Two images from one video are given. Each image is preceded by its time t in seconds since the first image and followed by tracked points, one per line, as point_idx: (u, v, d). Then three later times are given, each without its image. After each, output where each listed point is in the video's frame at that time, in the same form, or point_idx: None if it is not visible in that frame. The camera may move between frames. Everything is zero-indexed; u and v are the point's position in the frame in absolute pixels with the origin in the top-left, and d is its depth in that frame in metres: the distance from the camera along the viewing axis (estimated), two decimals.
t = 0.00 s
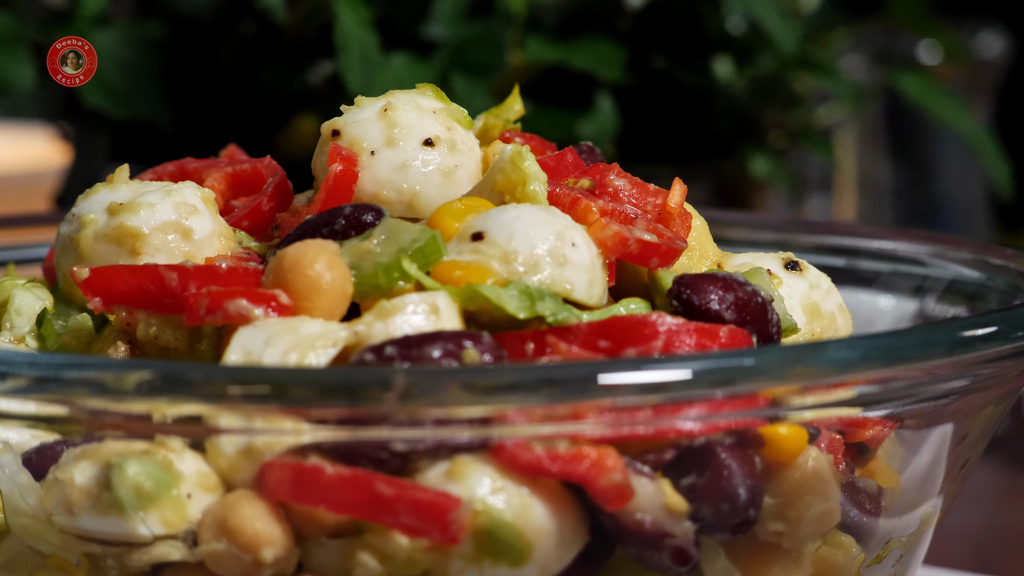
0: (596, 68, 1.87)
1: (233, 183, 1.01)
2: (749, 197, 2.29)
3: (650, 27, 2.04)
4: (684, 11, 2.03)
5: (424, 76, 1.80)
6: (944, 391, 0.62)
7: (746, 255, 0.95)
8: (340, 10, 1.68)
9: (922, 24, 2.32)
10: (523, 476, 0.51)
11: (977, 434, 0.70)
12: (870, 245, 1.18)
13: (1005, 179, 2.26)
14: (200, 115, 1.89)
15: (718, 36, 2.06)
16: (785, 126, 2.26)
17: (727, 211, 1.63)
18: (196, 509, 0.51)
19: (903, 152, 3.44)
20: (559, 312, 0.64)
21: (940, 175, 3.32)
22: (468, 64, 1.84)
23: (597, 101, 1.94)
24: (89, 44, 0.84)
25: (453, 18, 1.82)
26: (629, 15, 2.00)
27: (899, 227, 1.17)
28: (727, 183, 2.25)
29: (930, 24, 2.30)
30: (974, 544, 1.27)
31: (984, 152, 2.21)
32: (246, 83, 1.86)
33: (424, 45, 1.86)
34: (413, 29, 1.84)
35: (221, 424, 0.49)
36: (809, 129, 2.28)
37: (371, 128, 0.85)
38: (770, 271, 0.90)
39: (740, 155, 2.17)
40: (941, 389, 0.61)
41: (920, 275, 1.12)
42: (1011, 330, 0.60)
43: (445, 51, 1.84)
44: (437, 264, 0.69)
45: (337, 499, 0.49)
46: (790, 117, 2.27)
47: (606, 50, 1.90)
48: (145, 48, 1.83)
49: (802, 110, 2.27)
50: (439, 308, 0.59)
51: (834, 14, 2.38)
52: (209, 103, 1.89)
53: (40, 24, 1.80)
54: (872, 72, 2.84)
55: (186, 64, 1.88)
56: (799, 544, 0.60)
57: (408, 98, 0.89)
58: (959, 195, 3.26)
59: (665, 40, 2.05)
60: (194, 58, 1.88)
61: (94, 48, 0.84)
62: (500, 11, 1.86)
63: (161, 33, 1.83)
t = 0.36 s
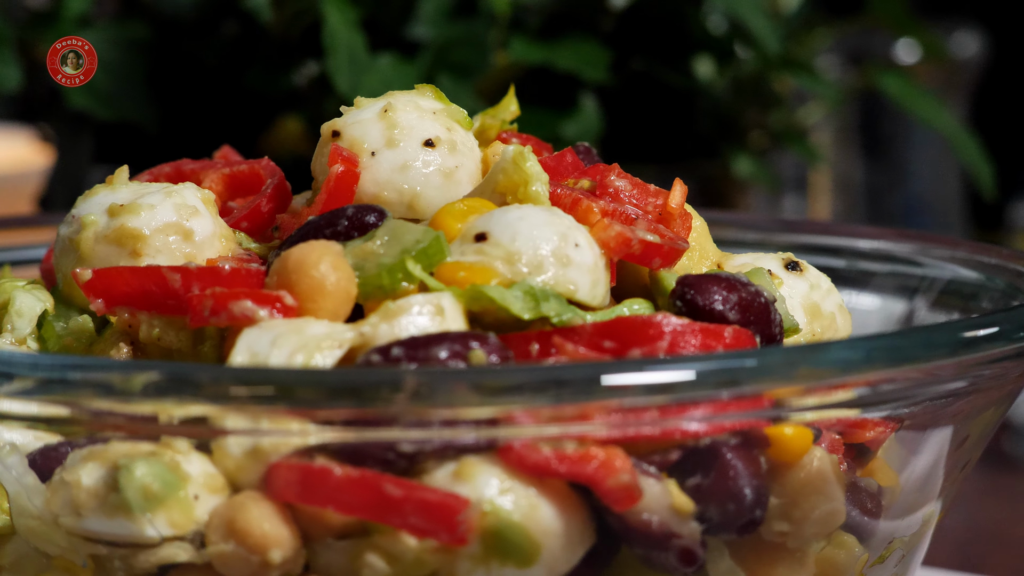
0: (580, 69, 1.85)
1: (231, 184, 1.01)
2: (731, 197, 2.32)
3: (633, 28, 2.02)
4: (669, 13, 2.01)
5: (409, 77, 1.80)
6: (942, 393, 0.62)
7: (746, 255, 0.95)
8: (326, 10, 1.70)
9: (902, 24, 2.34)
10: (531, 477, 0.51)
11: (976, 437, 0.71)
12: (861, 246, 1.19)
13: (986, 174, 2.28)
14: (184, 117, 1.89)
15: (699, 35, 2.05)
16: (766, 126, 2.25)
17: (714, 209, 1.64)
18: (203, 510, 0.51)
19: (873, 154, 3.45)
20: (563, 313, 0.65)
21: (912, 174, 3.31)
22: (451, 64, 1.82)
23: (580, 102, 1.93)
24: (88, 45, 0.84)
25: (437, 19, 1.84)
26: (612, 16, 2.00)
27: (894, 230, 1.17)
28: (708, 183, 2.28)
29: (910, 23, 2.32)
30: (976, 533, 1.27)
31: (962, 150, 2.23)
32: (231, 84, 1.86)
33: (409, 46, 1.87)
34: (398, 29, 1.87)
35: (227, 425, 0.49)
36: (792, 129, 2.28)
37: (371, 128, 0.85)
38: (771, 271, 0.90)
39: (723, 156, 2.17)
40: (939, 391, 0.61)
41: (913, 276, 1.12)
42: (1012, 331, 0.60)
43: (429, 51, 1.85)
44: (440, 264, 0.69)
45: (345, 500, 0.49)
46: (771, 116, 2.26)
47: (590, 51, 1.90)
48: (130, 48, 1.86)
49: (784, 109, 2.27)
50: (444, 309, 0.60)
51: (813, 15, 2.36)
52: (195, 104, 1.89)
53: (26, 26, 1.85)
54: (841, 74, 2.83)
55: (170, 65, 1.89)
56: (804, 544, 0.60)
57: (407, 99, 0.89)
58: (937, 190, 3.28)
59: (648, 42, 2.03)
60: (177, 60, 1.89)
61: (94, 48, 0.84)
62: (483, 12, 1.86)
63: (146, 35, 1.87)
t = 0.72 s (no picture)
0: (568, 70, 1.83)
1: (231, 185, 1.01)
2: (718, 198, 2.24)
3: (621, 28, 2.03)
4: (656, 14, 2.03)
5: (399, 77, 1.80)
6: (946, 395, 0.61)
7: (749, 256, 0.94)
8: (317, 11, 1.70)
9: (884, 24, 2.35)
10: (542, 477, 0.51)
11: (980, 439, 0.70)
12: (853, 244, 1.20)
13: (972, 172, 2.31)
14: (172, 117, 1.89)
15: (685, 34, 2.06)
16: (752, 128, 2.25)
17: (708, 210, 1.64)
18: (213, 512, 0.51)
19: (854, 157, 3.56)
20: (571, 313, 0.64)
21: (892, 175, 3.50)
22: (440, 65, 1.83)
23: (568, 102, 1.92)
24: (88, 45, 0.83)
25: (426, 21, 1.84)
26: (599, 16, 2.01)
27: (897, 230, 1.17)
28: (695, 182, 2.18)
29: (892, 23, 2.33)
30: (979, 527, 1.27)
31: (948, 150, 2.25)
32: (222, 84, 1.87)
33: (397, 46, 1.87)
34: (386, 29, 1.86)
35: (236, 427, 0.49)
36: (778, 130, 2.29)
37: (374, 129, 0.85)
38: (775, 271, 0.90)
39: (711, 157, 2.14)
40: (943, 392, 0.61)
41: (910, 277, 1.12)
42: (1016, 331, 0.60)
43: (418, 51, 1.84)
44: (447, 265, 0.68)
45: (356, 501, 0.49)
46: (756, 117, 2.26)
47: (576, 51, 1.89)
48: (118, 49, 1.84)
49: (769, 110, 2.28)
50: (452, 309, 0.60)
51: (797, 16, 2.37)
52: (181, 103, 1.89)
53: (15, 28, 1.86)
54: (823, 66, 2.86)
55: (158, 65, 1.88)
56: (813, 545, 0.60)
57: (410, 99, 0.89)
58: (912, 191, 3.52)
59: (637, 40, 2.04)
60: (165, 60, 1.89)
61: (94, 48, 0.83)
62: (471, 13, 1.87)
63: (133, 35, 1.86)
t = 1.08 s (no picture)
0: (558, 70, 1.83)
1: (231, 185, 1.01)
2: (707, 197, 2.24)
3: (608, 27, 2.02)
4: (638, 11, 2.02)
5: (389, 76, 1.80)
6: (945, 395, 0.61)
7: (750, 255, 0.94)
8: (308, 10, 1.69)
9: (869, 22, 2.34)
10: (550, 476, 0.51)
11: (982, 438, 0.70)
12: (837, 241, 1.21)
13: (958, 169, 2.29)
14: (161, 117, 1.89)
15: (670, 32, 2.06)
16: (737, 127, 2.24)
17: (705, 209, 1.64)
18: (221, 512, 0.51)
19: (832, 157, 3.54)
20: (578, 312, 0.64)
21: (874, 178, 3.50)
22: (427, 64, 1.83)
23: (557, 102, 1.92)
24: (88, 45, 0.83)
25: (413, 19, 1.84)
26: (587, 15, 1.99)
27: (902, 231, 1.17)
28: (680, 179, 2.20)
29: (876, 22, 2.32)
30: (977, 523, 1.27)
31: (933, 148, 2.24)
32: (211, 85, 1.87)
33: (385, 45, 1.87)
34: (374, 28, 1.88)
35: (243, 426, 0.49)
36: (759, 130, 2.28)
37: (376, 128, 0.85)
38: (778, 269, 0.90)
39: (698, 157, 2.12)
40: (943, 392, 0.61)
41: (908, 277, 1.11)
42: (1019, 331, 0.60)
43: (406, 50, 1.85)
44: (452, 264, 0.68)
45: (365, 501, 0.49)
46: (741, 116, 2.25)
47: (567, 52, 1.88)
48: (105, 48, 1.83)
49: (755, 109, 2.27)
50: (459, 309, 0.60)
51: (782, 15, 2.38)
52: (169, 103, 1.89)
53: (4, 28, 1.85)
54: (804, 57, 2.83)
55: (145, 64, 1.88)
56: (819, 544, 0.60)
57: (412, 98, 0.89)
58: (896, 188, 3.53)
59: (625, 39, 2.04)
60: (152, 59, 1.88)
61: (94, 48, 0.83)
62: (459, 10, 1.87)
63: (119, 35, 1.84)
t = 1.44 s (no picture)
0: (542, 67, 1.85)
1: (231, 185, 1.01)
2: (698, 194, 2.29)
3: (592, 27, 2.03)
4: (627, 12, 2.03)
5: (378, 76, 1.81)
6: (946, 395, 0.61)
7: (751, 255, 0.94)
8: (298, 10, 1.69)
9: (849, 22, 2.35)
10: (559, 477, 0.51)
11: (984, 439, 0.70)
12: (822, 240, 1.20)
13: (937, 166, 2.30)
14: (149, 116, 1.86)
15: (654, 32, 2.06)
16: (719, 126, 2.23)
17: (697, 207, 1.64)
18: (230, 513, 0.51)
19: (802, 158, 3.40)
20: (583, 312, 0.65)
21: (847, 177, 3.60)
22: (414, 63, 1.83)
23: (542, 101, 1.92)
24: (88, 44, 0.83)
25: (400, 17, 1.85)
26: (570, 15, 2.02)
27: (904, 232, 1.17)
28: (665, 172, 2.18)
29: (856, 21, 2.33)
30: (967, 520, 1.28)
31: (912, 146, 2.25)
32: (198, 83, 1.86)
33: (372, 45, 1.87)
34: (362, 28, 1.88)
35: (251, 427, 0.49)
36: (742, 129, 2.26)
37: (378, 128, 0.85)
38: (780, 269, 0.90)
39: (683, 156, 2.12)
40: (944, 392, 0.60)
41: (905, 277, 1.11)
42: (1020, 330, 0.60)
43: (393, 50, 1.85)
44: (457, 263, 0.68)
45: (374, 502, 0.49)
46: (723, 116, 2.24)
47: (548, 48, 1.90)
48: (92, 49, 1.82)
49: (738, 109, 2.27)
50: (465, 309, 0.59)
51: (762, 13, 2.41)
52: (157, 102, 1.87)
53: None
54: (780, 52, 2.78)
55: (130, 65, 1.85)
56: (825, 543, 0.60)
57: (413, 98, 0.88)
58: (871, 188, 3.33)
59: (609, 39, 2.05)
60: (137, 59, 1.86)
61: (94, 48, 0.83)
62: (444, 12, 1.89)
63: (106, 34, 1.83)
